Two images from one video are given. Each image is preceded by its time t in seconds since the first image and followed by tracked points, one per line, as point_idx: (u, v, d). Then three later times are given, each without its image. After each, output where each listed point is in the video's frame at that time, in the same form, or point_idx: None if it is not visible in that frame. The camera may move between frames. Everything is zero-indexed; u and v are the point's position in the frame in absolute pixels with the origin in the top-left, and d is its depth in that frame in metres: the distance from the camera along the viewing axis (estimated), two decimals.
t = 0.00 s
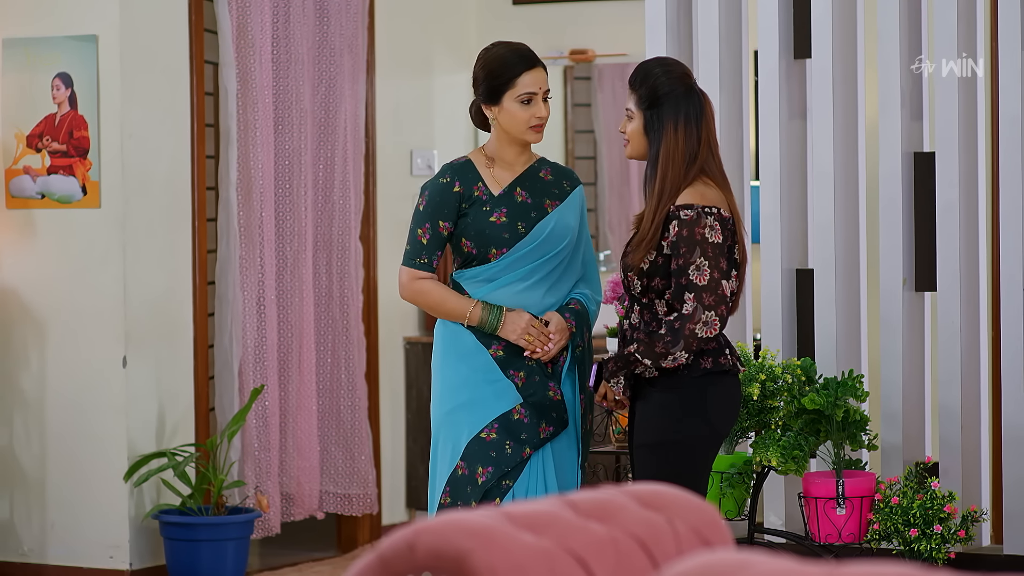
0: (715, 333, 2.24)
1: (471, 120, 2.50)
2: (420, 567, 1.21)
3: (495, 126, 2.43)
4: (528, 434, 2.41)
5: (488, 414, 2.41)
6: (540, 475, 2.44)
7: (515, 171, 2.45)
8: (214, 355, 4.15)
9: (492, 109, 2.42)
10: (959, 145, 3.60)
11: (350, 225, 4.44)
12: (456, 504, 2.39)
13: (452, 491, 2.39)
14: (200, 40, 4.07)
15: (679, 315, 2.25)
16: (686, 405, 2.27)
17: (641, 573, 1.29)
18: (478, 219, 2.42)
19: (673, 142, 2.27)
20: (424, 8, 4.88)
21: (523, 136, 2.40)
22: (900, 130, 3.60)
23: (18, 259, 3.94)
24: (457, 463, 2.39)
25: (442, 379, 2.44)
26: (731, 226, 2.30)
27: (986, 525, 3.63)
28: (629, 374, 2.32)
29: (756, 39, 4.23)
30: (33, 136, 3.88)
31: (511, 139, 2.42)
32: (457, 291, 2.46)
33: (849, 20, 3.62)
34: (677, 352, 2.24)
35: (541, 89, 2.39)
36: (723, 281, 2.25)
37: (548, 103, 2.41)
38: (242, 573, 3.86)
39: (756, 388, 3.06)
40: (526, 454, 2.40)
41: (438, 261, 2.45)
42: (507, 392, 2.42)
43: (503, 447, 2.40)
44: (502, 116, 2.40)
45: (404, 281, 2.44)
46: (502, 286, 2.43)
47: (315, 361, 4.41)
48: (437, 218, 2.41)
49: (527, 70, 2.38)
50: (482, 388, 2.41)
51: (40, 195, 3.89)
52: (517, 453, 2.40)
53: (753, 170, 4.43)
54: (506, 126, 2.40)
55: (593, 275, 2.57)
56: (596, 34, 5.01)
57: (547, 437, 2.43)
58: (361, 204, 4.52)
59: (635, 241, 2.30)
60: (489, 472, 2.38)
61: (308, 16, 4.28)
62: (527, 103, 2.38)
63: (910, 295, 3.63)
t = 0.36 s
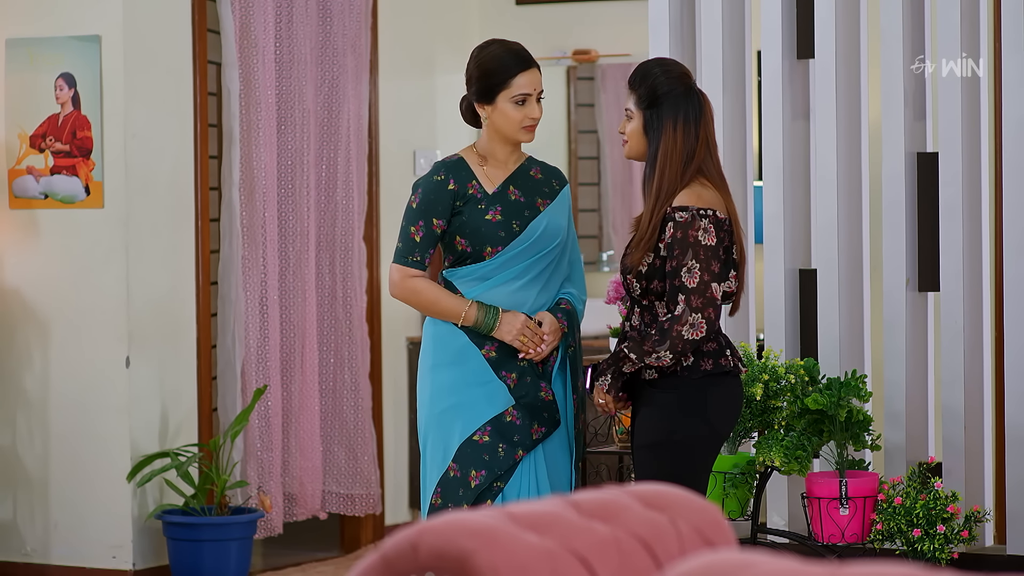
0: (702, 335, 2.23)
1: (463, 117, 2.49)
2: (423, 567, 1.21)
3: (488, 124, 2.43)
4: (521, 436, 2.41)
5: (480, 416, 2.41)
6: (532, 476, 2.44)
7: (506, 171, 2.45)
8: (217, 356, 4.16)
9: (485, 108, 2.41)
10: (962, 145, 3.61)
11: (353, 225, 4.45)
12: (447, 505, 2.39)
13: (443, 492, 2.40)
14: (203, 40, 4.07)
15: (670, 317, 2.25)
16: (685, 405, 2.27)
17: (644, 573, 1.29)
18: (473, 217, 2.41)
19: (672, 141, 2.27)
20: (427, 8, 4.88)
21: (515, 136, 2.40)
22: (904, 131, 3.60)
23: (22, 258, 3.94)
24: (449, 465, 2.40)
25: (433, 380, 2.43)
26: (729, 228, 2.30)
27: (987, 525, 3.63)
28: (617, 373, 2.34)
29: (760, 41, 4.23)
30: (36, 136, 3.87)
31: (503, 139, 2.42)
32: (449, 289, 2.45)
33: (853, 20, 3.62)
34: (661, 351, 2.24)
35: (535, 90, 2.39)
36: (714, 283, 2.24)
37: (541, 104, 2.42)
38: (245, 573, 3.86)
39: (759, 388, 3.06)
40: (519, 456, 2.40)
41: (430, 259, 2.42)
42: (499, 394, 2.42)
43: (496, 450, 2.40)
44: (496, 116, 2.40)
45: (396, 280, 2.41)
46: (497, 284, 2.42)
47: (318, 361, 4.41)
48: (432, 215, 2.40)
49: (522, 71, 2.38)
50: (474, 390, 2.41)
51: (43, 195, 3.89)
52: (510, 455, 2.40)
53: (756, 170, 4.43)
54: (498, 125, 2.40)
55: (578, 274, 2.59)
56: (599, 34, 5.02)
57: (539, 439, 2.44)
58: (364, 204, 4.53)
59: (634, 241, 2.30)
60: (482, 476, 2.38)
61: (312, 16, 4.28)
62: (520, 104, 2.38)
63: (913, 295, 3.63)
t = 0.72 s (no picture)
0: (703, 338, 2.22)
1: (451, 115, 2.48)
2: (425, 567, 1.21)
3: (478, 125, 2.42)
4: (513, 439, 2.41)
5: (472, 419, 2.41)
6: (523, 479, 2.44)
7: (497, 172, 2.44)
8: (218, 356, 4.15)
9: (476, 108, 2.41)
10: (963, 145, 3.61)
11: (355, 226, 4.47)
12: (435, 507, 2.38)
13: (431, 494, 2.39)
14: (205, 40, 4.07)
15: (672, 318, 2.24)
16: (686, 409, 2.27)
17: (646, 573, 1.28)
18: (467, 219, 2.41)
19: (675, 139, 2.27)
20: (428, 7, 4.88)
21: (504, 139, 2.40)
22: (905, 131, 3.61)
23: (23, 258, 3.94)
24: (439, 467, 2.39)
25: (423, 382, 2.43)
26: (732, 229, 2.30)
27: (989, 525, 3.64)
28: (618, 376, 2.34)
29: (762, 41, 4.23)
30: (38, 136, 3.87)
31: (493, 140, 2.41)
32: (442, 292, 2.43)
33: (854, 19, 3.62)
34: (663, 353, 2.23)
35: (527, 95, 2.39)
36: (716, 286, 2.24)
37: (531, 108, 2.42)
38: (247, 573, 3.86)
39: (761, 388, 3.06)
40: (511, 459, 2.41)
41: (422, 261, 2.41)
42: (492, 398, 2.42)
43: (488, 452, 2.40)
44: (487, 117, 2.40)
45: (389, 284, 2.39)
46: (492, 285, 2.42)
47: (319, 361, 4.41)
48: (425, 218, 2.38)
49: (515, 73, 2.37)
50: (466, 393, 2.41)
51: (44, 195, 3.89)
52: (502, 458, 2.40)
53: (758, 170, 4.43)
54: (488, 126, 2.40)
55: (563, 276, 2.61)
56: (600, 34, 5.02)
57: (531, 442, 2.44)
58: (366, 204, 4.53)
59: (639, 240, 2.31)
60: (475, 479, 2.39)
61: (313, 16, 4.28)
62: (512, 107, 2.38)
63: (915, 295, 3.63)
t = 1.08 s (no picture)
0: (701, 339, 2.22)
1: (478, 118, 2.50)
2: (425, 567, 1.21)
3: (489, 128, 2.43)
4: (522, 436, 2.41)
5: (482, 415, 2.40)
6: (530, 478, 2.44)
7: (511, 175, 2.44)
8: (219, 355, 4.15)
9: (485, 112, 2.42)
10: (964, 145, 3.62)
11: (356, 226, 4.47)
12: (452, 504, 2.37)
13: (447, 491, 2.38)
14: (205, 40, 4.07)
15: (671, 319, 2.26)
16: (689, 413, 2.27)
17: (646, 572, 1.28)
18: (476, 221, 2.41)
19: (674, 139, 2.27)
20: (428, 7, 4.88)
21: (507, 144, 2.39)
22: (905, 131, 3.61)
23: (23, 258, 3.94)
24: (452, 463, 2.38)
25: (433, 379, 2.42)
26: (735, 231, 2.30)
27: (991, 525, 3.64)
28: (618, 380, 2.33)
29: (762, 41, 4.24)
30: (38, 136, 3.88)
31: (500, 145, 2.41)
32: (448, 292, 2.44)
33: (854, 20, 3.62)
34: (660, 354, 2.24)
35: (529, 101, 2.37)
36: (716, 287, 2.23)
37: (539, 113, 2.39)
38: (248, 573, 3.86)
39: (762, 388, 3.06)
40: (520, 455, 2.41)
41: (431, 261, 2.41)
42: (502, 394, 2.41)
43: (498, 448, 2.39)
44: (490, 122, 2.40)
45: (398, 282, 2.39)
46: (498, 288, 2.42)
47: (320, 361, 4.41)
48: (435, 218, 2.39)
49: (520, 78, 2.36)
50: (475, 389, 2.41)
51: (45, 195, 3.89)
52: (511, 454, 2.40)
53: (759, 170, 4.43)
54: (493, 131, 2.40)
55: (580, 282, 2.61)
56: (601, 34, 5.02)
57: (538, 440, 2.44)
58: (367, 204, 4.53)
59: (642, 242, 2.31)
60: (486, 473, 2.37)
61: (314, 16, 4.27)
62: (514, 113, 2.38)
63: (916, 295, 3.63)
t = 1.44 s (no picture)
0: (702, 335, 2.23)
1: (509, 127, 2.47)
2: (426, 567, 1.20)
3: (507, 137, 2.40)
4: (528, 452, 2.33)
5: (488, 429, 2.35)
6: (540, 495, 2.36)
7: (531, 184, 2.41)
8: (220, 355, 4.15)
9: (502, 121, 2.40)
10: (965, 146, 3.63)
11: (357, 226, 4.46)
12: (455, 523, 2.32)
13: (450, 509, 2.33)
14: (206, 40, 4.07)
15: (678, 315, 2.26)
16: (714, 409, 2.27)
17: (648, 572, 1.28)
18: (490, 231, 2.38)
19: (685, 136, 2.27)
20: (428, 7, 4.88)
21: (518, 153, 2.36)
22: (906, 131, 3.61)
23: (24, 258, 3.94)
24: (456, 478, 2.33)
25: (442, 394, 2.39)
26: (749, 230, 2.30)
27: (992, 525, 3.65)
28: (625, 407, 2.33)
29: (763, 41, 4.24)
30: (39, 136, 3.88)
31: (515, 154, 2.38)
32: (462, 303, 2.42)
33: (855, 19, 3.63)
34: (665, 351, 2.24)
35: (537, 108, 2.32)
36: (722, 286, 2.23)
37: (550, 120, 2.34)
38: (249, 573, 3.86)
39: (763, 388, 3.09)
40: (526, 472, 2.32)
41: (444, 270, 2.40)
42: (509, 408, 2.36)
43: (502, 465, 2.33)
44: (505, 131, 2.38)
45: (411, 289, 2.39)
46: (509, 299, 2.39)
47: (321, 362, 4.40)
48: (448, 227, 2.36)
49: (527, 86, 2.32)
50: (483, 403, 2.36)
51: (46, 195, 3.89)
52: (516, 471, 2.32)
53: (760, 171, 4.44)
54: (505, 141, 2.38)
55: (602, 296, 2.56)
56: (601, 35, 5.02)
57: (547, 458, 2.36)
58: (367, 204, 4.52)
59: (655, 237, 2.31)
60: (486, 490, 2.31)
61: (315, 16, 4.27)
62: (524, 121, 2.34)
63: (917, 295, 3.64)
